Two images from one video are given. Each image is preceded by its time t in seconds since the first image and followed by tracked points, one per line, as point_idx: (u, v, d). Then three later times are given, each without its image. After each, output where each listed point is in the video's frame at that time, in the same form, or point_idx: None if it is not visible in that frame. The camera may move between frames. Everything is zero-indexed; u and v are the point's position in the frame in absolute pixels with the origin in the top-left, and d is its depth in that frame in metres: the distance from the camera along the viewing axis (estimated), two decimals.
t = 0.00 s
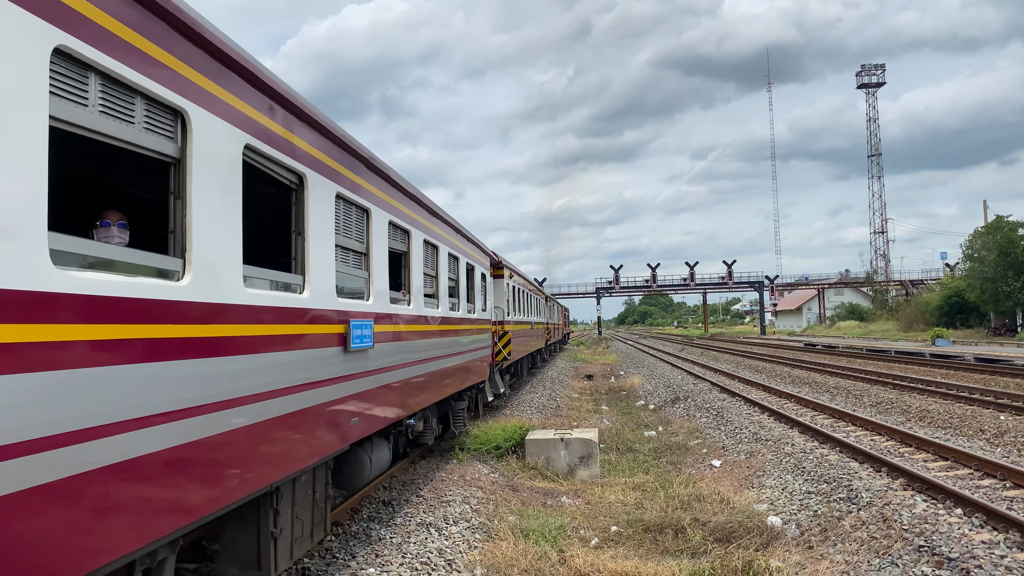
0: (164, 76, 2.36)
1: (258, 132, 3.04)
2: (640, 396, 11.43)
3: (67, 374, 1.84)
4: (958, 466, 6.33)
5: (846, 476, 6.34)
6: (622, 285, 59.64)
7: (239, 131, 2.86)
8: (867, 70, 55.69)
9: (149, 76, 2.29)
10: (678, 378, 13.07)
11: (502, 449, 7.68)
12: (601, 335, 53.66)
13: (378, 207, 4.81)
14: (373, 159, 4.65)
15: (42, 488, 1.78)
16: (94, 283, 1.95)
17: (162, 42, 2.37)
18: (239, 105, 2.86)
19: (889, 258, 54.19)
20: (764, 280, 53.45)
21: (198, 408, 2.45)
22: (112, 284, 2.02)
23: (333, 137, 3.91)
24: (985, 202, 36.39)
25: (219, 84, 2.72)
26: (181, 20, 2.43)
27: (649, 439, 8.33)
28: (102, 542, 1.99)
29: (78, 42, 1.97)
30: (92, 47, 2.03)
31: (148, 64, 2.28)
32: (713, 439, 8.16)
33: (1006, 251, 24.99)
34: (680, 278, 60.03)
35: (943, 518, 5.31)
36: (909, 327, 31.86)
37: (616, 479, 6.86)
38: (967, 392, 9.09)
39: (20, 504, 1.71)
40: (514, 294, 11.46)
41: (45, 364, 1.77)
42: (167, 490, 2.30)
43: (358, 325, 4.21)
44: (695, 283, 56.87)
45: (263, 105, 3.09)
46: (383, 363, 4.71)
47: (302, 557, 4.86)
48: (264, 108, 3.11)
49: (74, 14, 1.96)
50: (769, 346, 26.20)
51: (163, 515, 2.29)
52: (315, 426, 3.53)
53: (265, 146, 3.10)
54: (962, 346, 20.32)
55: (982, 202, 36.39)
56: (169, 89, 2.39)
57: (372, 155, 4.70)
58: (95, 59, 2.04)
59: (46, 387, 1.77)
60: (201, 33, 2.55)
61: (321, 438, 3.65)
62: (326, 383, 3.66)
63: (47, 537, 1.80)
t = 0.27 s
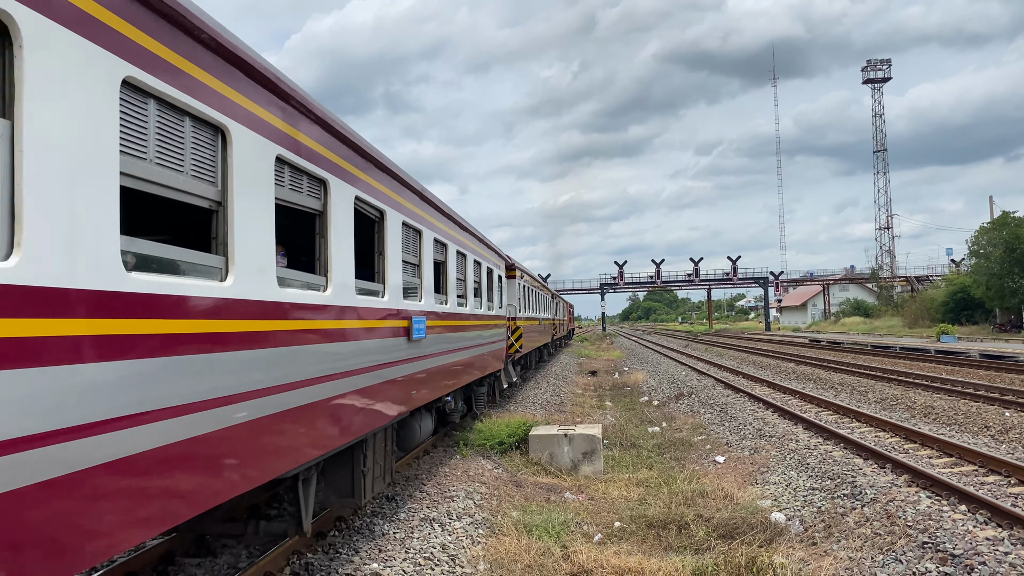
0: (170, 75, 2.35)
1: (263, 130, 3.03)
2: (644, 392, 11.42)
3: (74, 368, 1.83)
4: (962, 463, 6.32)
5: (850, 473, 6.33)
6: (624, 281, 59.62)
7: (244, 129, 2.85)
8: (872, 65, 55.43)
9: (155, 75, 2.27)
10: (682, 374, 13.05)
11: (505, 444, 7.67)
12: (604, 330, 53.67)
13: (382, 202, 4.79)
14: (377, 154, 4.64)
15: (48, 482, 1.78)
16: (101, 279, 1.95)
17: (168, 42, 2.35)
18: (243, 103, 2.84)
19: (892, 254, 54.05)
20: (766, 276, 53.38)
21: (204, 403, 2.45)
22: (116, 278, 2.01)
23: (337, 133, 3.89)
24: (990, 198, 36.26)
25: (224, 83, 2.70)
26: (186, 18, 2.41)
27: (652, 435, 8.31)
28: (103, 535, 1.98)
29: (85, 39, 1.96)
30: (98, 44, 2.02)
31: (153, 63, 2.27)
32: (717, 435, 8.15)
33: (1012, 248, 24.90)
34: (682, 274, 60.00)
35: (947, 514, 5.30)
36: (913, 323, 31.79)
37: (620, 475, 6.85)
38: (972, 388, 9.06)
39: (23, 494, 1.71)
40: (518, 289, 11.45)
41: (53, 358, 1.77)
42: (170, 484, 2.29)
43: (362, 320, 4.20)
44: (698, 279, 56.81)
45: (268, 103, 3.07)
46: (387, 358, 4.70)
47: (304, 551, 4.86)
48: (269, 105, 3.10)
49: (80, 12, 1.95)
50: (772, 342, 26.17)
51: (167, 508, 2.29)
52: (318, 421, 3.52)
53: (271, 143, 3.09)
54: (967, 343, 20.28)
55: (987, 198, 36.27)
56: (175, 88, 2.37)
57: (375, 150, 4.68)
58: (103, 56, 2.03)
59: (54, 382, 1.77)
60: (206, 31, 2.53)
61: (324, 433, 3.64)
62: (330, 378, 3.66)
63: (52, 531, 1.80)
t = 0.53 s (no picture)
0: (178, 74, 2.35)
1: (269, 128, 3.03)
2: (646, 388, 11.42)
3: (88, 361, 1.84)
4: (965, 459, 6.32)
5: (852, 469, 6.32)
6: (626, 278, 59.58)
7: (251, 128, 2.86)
8: (876, 61, 55.15)
9: (164, 75, 2.28)
10: (684, 370, 13.05)
11: (507, 440, 7.68)
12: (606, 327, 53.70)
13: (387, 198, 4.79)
14: (380, 150, 4.63)
15: (64, 472, 1.80)
16: (114, 273, 1.96)
17: (175, 44, 2.35)
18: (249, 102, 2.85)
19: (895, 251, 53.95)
20: (769, 273, 53.31)
21: (214, 397, 2.47)
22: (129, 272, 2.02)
23: (341, 130, 3.88)
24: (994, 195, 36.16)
25: (230, 83, 2.71)
26: (193, 19, 2.40)
27: (654, 431, 8.32)
28: (115, 528, 2.00)
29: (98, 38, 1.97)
30: (113, 43, 2.03)
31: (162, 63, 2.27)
32: (719, 431, 8.15)
33: (1016, 244, 24.83)
34: (684, 271, 59.95)
35: (950, 511, 5.30)
36: (915, 320, 31.74)
37: (622, 471, 6.85)
38: (975, 385, 9.05)
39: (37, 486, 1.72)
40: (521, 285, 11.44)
41: (70, 349, 1.78)
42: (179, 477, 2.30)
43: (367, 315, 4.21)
44: (700, 276, 56.76)
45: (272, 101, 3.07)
46: (391, 353, 4.70)
47: (307, 546, 4.87)
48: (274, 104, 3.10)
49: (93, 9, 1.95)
50: (773, 338, 26.14)
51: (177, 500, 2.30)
52: (322, 414, 3.52)
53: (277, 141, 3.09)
54: (970, 339, 20.27)
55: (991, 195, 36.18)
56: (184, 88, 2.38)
57: (378, 146, 4.67)
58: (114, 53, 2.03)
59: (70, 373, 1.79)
60: (213, 32, 2.53)
61: (328, 426, 3.64)
62: (336, 372, 3.67)
63: (65, 522, 1.81)
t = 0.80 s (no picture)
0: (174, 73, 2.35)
1: (270, 127, 3.01)
2: (648, 384, 11.42)
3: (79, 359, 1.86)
4: (966, 457, 6.31)
5: (854, 466, 6.32)
6: (628, 275, 59.56)
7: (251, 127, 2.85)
8: (880, 58, 54.96)
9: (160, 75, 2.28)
10: (686, 366, 13.05)
11: (509, 435, 7.68)
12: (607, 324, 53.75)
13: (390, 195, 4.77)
14: (383, 147, 4.61)
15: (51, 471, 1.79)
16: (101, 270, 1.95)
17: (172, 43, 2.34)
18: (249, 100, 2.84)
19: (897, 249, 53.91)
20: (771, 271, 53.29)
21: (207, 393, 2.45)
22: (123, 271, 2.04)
23: (344, 127, 3.87)
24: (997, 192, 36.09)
25: (230, 81, 2.70)
26: (192, 18, 2.39)
27: (656, 427, 8.32)
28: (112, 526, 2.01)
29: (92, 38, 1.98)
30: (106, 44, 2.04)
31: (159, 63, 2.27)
32: (721, 427, 8.15)
33: (1019, 242, 24.79)
34: (686, 268, 59.95)
35: (950, 508, 5.30)
36: (918, 318, 31.68)
37: (623, 467, 6.85)
38: (977, 382, 9.04)
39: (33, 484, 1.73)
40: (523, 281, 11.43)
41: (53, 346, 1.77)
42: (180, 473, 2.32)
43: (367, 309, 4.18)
44: (702, 273, 56.75)
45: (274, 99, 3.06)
46: (392, 348, 4.68)
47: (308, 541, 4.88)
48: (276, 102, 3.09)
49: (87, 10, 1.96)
50: (776, 335, 26.12)
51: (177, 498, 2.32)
52: (323, 409, 3.51)
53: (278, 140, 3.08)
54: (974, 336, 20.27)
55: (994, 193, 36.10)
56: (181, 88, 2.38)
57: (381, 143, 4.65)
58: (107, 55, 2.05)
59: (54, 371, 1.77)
60: (209, 27, 2.49)
61: (330, 421, 3.63)
62: (336, 367, 3.64)
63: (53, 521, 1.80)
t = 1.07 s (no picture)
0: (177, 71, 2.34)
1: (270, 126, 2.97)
2: (651, 382, 11.43)
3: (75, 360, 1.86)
4: (969, 455, 6.31)
5: (856, 464, 6.32)
6: (631, 274, 59.58)
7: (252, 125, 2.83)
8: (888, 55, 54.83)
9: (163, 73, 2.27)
10: (689, 364, 13.06)
11: (511, 432, 7.68)
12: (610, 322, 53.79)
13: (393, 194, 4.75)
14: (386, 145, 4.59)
15: (44, 478, 1.77)
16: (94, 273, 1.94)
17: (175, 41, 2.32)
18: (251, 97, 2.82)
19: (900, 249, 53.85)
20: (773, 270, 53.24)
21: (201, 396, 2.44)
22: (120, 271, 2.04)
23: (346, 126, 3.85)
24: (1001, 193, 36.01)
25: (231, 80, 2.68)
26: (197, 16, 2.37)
27: (659, 425, 8.32)
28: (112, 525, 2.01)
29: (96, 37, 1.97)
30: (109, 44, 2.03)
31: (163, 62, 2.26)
32: (724, 425, 8.15)
33: None
34: (689, 267, 59.94)
35: (954, 507, 5.29)
36: (921, 317, 31.61)
37: (626, 464, 6.85)
38: (980, 380, 9.03)
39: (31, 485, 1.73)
40: (527, 278, 11.43)
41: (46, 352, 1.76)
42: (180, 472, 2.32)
43: (369, 309, 4.18)
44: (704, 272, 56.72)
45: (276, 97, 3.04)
46: (394, 346, 4.68)
47: (311, 537, 4.89)
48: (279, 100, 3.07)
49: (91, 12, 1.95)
50: (779, 334, 26.10)
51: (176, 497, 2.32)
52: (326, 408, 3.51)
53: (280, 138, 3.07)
54: (978, 335, 20.24)
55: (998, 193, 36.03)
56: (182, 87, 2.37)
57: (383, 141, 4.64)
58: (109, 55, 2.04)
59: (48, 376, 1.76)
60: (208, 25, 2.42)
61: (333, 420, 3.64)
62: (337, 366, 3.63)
63: (49, 526, 1.79)
